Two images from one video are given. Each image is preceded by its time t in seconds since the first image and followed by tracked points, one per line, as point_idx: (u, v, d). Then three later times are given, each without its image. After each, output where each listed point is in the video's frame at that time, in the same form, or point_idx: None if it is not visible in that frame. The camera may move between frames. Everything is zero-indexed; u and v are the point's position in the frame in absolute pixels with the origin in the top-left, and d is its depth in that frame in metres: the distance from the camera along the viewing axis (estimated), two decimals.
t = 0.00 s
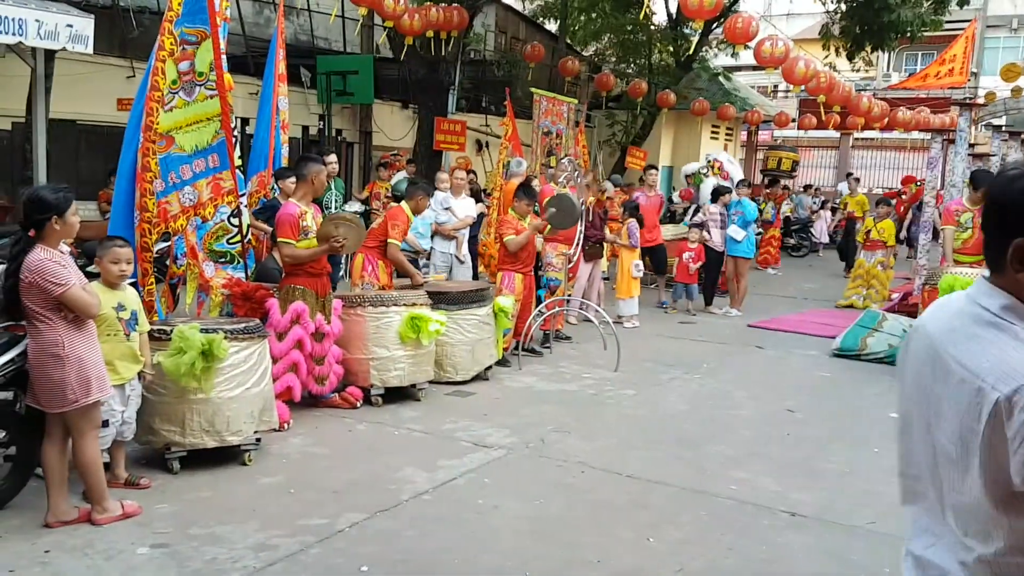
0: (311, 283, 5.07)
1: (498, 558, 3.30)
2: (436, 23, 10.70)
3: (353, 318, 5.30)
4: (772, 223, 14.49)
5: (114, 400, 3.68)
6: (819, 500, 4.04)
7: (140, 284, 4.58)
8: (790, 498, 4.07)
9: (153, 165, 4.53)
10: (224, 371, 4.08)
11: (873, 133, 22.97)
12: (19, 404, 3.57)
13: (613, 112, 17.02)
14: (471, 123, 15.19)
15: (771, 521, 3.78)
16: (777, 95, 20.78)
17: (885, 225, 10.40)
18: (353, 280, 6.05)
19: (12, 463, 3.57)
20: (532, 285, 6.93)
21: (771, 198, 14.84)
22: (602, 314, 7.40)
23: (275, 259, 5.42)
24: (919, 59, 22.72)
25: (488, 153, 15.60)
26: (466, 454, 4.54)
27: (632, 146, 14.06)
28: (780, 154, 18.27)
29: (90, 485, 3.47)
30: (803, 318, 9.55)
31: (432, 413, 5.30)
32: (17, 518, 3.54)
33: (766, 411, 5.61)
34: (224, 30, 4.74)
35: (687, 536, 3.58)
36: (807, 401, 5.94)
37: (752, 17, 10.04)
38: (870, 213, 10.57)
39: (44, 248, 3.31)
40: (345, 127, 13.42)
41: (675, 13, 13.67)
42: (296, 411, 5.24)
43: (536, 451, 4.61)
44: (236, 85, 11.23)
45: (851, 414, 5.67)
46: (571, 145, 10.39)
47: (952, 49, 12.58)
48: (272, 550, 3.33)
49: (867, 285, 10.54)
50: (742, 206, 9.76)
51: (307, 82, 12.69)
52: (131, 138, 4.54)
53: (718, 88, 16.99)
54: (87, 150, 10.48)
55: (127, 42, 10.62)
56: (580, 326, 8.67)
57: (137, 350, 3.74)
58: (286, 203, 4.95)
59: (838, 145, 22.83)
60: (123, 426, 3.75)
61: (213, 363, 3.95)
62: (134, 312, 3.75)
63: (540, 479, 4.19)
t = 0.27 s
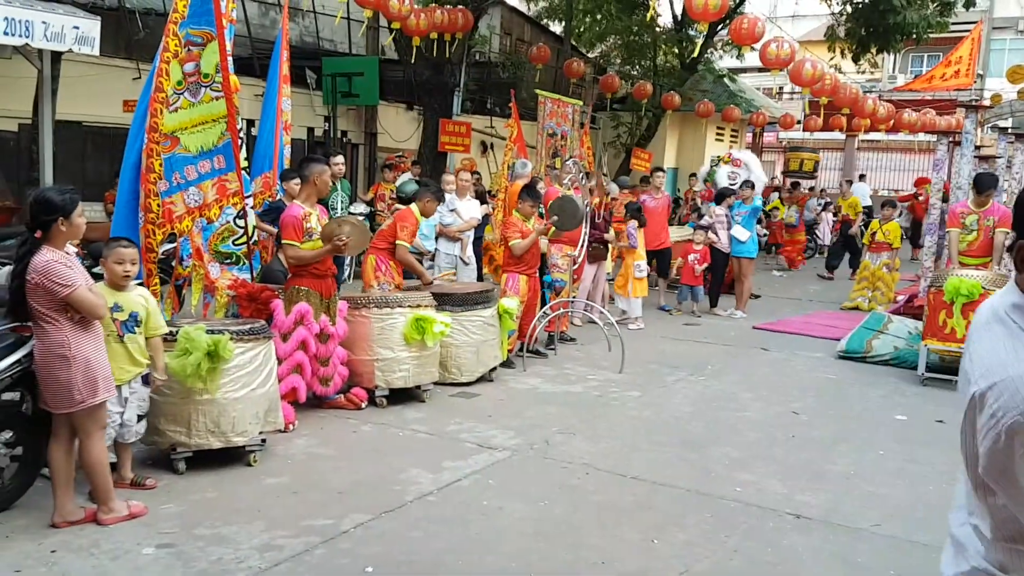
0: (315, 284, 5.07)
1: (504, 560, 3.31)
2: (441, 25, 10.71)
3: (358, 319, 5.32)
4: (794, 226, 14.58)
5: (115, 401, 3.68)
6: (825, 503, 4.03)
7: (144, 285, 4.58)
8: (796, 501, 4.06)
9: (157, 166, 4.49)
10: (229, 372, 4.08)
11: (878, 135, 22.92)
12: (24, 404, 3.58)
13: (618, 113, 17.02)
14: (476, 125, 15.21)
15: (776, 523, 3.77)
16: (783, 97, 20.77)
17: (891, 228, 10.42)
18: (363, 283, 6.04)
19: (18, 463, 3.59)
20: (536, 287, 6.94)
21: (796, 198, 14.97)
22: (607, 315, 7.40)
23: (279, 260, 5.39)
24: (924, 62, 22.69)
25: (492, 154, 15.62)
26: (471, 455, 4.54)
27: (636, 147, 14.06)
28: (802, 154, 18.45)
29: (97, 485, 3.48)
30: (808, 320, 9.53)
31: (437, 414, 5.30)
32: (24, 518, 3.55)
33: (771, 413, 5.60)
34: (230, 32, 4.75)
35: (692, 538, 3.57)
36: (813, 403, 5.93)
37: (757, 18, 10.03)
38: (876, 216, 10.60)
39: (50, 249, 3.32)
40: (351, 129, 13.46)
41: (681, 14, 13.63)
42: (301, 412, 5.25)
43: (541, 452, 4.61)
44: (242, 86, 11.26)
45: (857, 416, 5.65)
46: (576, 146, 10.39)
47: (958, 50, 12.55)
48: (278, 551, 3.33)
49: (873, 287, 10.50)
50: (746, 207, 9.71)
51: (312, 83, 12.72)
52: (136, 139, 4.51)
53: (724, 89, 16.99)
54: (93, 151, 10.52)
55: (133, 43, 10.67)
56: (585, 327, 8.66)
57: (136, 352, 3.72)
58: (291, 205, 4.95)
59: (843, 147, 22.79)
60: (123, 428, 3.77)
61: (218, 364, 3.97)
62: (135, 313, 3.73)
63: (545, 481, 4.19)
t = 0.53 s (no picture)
0: (322, 282, 5.09)
1: (509, 558, 3.31)
2: (447, 24, 10.71)
3: (365, 317, 5.33)
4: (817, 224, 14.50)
5: (121, 399, 3.68)
6: (831, 502, 4.02)
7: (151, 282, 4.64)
8: (802, 500, 4.05)
9: (161, 164, 4.57)
10: (237, 370, 4.10)
11: (885, 133, 22.85)
12: (33, 401, 3.60)
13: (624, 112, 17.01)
14: (482, 124, 15.24)
15: (782, 522, 3.77)
16: (789, 96, 20.74)
17: (897, 227, 10.43)
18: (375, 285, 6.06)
19: (27, 460, 3.61)
20: (542, 285, 6.94)
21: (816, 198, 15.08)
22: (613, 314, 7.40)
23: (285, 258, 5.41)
24: (932, 60, 22.62)
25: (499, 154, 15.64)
26: (477, 453, 4.55)
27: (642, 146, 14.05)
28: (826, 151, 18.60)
29: (105, 482, 3.50)
30: (815, 319, 9.51)
31: (443, 413, 5.31)
32: (33, 515, 3.57)
33: (777, 412, 5.59)
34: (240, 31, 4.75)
35: (698, 537, 3.57)
36: (819, 402, 5.92)
37: (765, 17, 10.01)
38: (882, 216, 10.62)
39: (59, 247, 3.34)
40: (357, 128, 13.51)
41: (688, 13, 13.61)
42: (308, 410, 5.26)
43: (546, 451, 4.62)
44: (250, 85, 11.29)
45: (863, 415, 5.65)
46: (582, 145, 10.40)
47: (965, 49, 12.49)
48: (284, 548, 3.34)
49: (879, 286, 10.47)
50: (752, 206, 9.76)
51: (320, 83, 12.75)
52: (142, 137, 4.59)
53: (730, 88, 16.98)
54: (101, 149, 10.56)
55: (141, 42, 10.71)
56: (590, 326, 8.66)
57: (144, 350, 3.74)
58: (298, 203, 4.96)
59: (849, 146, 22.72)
60: (132, 425, 3.78)
61: (226, 362, 3.98)
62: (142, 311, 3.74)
63: (550, 480, 4.19)
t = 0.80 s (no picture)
0: (326, 283, 5.09)
1: (512, 559, 3.32)
2: (452, 26, 10.74)
3: (368, 318, 5.34)
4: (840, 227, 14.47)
5: (127, 400, 3.70)
6: (835, 504, 4.02)
7: (156, 283, 4.64)
8: (806, 502, 4.05)
9: (167, 165, 4.57)
10: (241, 371, 4.11)
11: (889, 135, 22.81)
12: (38, 402, 3.60)
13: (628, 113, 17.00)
14: (486, 126, 15.26)
15: (785, 524, 3.76)
16: (793, 97, 20.75)
17: (902, 228, 10.36)
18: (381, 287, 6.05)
19: (32, 460, 3.61)
20: (546, 288, 6.93)
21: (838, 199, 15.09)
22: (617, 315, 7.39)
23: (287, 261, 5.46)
24: (935, 62, 22.61)
25: (503, 155, 15.66)
26: (480, 454, 4.55)
27: (646, 148, 14.06)
28: (844, 152, 18.47)
29: (109, 483, 3.50)
30: (819, 321, 9.49)
31: (446, 414, 5.31)
32: (37, 515, 3.58)
33: (781, 414, 5.59)
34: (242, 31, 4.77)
35: (702, 538, 3.57)
36: (823, 404, 5.92)
37: (768, 19, 10.00)
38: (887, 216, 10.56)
39: (64, 248, 3.34)
40: (361, 130, 13.52)
41: (692, 14, 13.62)
42: (311, 411, 5.27)
43: (549, 452, 4.62)
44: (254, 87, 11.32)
45: (867, 417, 5.64)
46: (586, 147, 10.40)
47: (969, 50, 12.47)
48: (289, 549, 3.35)
49: (884, 288, 10.46)
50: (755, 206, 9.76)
51: (324, 84, 12.77)
52: (146, 137, 4.57)
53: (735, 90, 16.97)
54: (106, 151, 10.58)
55: (146, 44, 10.73)
56: (594, 328, 8.66)
57: (148, 351, 3.75)
58: (302, 205, 4.98)
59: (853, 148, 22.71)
60: (135, 426, 3.79)
61: (230, 362, 4.00)
62: (147, 311, 3.76)
63: (554, 481, 4.19)
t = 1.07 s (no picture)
0: (327, 281, 5.09)
1: (513, 557, 3.31)
2: (454, 24, 10.74)
3: (370, 317, 5.34)
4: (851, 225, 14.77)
5: (129, 397, 3.72)
6: (837, 503, 4.01)
7: (157, 282, 4.63)
8: (808, 500, 4.05)
9: (168, 163, 4.53)
10: (243, 369, 4.11)
11: (891, 133, 22.79)
12: (39, 399, 3.61)
13: (630, 112, 16.99)
14: (488, 124, 15.27)
15: (786, 523, 3.76)
16: (795, 96, 20.74)
17: (903, 227, 10.33)
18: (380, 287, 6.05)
19: (33, 459, 3.62)
20: (547, 286, 6.94)
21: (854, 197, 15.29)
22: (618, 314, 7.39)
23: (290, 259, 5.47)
24: (937, 60, 22.60)
25: (504, 154, 15.66)
26: (481, 453, 4.56)
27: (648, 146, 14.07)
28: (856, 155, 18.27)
29: (109, 481, 3.51)
30: (820, 320, 9.49)
31: (447, 412, 5.31)
32: (38, 513, 3.59)
33: (783, 413, 5.58)
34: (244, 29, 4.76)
35: (703, 537, 3.57)
36: (825, 403, 5.91)
37: (770, 17, 9.99)
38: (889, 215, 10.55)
39: (66, 246, 3.35)
40: (362, 128, 13.53)
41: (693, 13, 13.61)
42: (313, 409, 5.27)
43: (551, 450, 4.62)
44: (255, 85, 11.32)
45: (868, 416, 5.63)
46: (588, 145, 10.40)
47: (971, 49, 12.44)
48: (290, 547, 3.35)
49: (886, 287, 10.45)
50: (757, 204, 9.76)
51: (325, 83, 12.77)
52: (147, 136, 4.56)
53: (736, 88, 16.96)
54: (107, 149, 10.59)
55: (147, 42, 10.73)
56: (595, 326, 8.66)
57: (152, 348, 3.80)
58: (304, 203, 4.98)
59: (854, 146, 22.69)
60: (136, 423, 3.80)
61: (233, 361, 3.98)
62: (150, 309, 3.78)
63: (555, 479, 4.19)
